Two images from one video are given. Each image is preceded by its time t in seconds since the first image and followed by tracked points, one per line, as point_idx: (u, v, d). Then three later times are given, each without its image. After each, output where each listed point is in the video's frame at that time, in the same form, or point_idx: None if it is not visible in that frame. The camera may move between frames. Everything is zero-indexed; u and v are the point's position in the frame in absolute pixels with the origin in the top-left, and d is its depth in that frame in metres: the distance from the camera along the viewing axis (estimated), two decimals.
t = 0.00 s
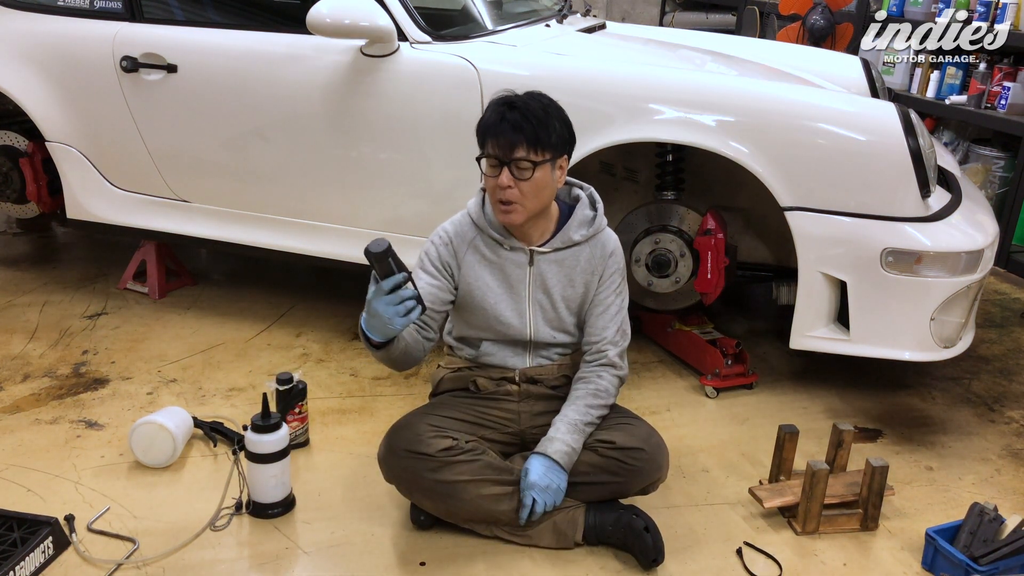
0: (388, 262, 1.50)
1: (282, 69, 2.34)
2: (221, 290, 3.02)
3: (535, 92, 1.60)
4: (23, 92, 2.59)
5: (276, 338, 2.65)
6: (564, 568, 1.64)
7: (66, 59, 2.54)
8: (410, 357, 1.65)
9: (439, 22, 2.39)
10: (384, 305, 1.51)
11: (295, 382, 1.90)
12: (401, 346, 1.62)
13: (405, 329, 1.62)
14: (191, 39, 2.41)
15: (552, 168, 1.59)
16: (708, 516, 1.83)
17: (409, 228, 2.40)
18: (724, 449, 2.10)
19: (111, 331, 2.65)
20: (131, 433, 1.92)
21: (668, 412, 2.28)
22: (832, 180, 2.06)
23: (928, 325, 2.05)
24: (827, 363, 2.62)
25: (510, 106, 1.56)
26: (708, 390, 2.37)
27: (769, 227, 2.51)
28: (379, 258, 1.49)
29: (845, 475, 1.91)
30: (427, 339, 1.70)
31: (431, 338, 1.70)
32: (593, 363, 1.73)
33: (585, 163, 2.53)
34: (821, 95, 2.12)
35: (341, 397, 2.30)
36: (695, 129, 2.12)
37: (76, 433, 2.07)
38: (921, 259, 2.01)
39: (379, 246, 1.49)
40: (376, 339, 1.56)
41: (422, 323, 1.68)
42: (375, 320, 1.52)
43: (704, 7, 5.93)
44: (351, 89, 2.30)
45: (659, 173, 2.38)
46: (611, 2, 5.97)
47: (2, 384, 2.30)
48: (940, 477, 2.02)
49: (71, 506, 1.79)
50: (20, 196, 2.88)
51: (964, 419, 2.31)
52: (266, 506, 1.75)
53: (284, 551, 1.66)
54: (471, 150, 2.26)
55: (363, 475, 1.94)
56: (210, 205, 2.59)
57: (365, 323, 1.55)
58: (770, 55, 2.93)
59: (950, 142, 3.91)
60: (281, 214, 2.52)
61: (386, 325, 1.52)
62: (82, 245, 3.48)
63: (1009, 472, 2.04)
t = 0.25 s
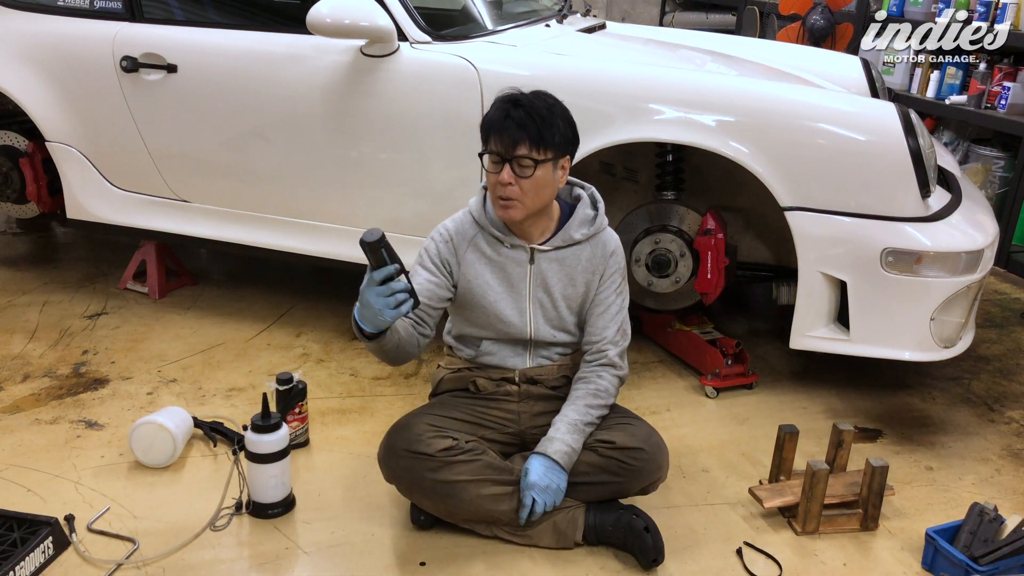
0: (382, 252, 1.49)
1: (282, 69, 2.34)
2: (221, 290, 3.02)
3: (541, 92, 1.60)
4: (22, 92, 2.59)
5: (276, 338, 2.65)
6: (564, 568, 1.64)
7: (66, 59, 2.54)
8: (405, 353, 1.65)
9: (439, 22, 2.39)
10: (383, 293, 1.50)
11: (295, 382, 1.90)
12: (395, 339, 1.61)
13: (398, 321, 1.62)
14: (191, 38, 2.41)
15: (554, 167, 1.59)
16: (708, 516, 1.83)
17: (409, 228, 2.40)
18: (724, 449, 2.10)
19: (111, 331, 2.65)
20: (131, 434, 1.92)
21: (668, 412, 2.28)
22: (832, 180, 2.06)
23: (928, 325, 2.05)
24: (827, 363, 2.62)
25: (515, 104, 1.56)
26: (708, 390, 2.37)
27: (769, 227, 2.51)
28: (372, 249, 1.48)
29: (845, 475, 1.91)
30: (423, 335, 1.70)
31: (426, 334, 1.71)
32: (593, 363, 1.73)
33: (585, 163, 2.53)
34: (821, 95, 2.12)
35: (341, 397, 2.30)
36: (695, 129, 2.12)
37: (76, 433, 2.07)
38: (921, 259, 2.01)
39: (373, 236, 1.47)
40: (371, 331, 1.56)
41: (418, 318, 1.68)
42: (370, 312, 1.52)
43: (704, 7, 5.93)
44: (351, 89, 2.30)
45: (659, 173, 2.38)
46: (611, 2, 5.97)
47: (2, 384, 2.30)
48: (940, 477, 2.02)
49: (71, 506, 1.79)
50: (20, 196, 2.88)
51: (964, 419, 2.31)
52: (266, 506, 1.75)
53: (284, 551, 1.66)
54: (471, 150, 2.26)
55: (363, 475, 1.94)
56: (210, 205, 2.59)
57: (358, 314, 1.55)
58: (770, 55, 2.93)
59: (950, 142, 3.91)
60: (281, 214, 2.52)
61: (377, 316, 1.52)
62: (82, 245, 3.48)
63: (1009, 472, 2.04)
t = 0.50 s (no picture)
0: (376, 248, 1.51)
1: (282, 69, 2.34)
2: (221, 290, 3.02)
3: (544, 90, 1.60)
4: (23, 92, 2.59)
5: (276, 338, 2.65)
6: (564, 568, 1.64)
7: (66, 59, 2.54)
8: (404, 351, 1.65)
9: (440, 22, 2.39)
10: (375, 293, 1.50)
11: (295, 382, 1.90)
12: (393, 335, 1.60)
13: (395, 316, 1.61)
14: (192, 39, 2.41)
15: (559, 166, 1.59)
16: (708, 516, 1.83)
17: (409, 228, 2.40)
18: (724, 449, 2.10)
19: (111, 331, 2.65)
20: (131, 433, 1.92)
21: (668, 412, 2.28)
22: (833, 180, 2.06)
23: (928, 325, 2.05)
24: (827, 363, 2.62)
25: (518, 103, 1.56)
26: (708, 390, 2.37)
27: (769, 227, 2.51)
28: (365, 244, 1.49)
29: (845, 475, 1.91)
30: (422, 333, 1.70)
31: (426, 333, 1.71)
32: (594, 363, 1.73)
33: (585, 163, 2.53)
34: (822, 95, 2.12)
35: (341, 397, 2.30)
36: (695, 130, 2.12)
37: (76, 433, 2.07)
38: (921, 259, 2.01)
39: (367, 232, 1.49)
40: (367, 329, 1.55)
41: (417, 316, 1.69)
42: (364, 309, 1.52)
43: (704, 7, 5.93)
44: (351, 89, 2.30)
45: (659, 173, 2.38)
46: (611, 2, 5.97)
47: (2, 384, 2.30)
48: (940, 477, 2.02)
49: (71, 506, 1.79)
50: (20, 196, 2.88)
51: (964, 419, 2.31)
52: (266, 506, 1.75)
53: (284, 551, 1.66)
54: (471, 150, 2.26)
55: (363, 475, 1.94)
56: (210, 205, 2.59)
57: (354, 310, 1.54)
58: (770, 55, 2.93)
59: (950, 142, 3.91)
60: (281, 214, 2.52)
61: (369, 315, 1.52)
62: (82, 245, 3.48)
63: (1009, 472, 2.04)
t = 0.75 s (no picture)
0: (370, 236, 1.47)
1: (282, 69, 2.34)
2: (221, 290, 3.02)
3: (552, 91, 1.61)
4: (22, 92, 2.59)
5: (276, 338, 2.65)
6: (565, 568, 1.64)
7: (66, 60, 2.54)
8: (411, 354, 1.63)
9: (440, 22, 2.39)
10: (379, 278, 1.45)
11: (295, 382, 1.91)
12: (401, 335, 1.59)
13: (404, 317, 1.59)
14: (192, 39, 2.41)
15: (562, 166, 1.59)
16: (708, 516, 1.83)
17: (409, 228, 2.40)
18: (724, 449, 2.10)
19: (111, 331, 2.65)
20: (131, 433, 1.92)
21: (668, 412, 2.28)
22: (833, 180, 2.06)
23: (928, 325, 2.05)
24: (827, 363, 2.62)
25: (526, 100, 1.56)
26: (708, 390, 2.37)
27: (769, 227, 2.50)
28: (357, 234, 1.46)
29: (845, 475, 1.91)
30: (428, 336, 1.69)
31: (432, 338, 1.70)
32: (594, 363, 1.73)
33: (585, 163, 2.53)
34: (821, 95, 2.11)
35: (341, 397, 2.30)
36: (695, 130, 2.12)
37: (76, 433, 2.07)
38: (921, 259, 2.01)
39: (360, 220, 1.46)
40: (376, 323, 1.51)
41: (422, 318, 1.68)
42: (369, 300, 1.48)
43: (704, 7, 5.92)
44: (351, 89, 2.30)
45: (659, 173, 2.38)
46: (611, 2, 5.97)
47: (1, 384, 2.30)
48: (940, 477, 2.02)
49: (71, 506, 1.79)
50: (20, 196, 2.88)
51: (964, 419, 2.31)
52: (266, 506, 1.75)
53: (284, 551, 1.66)
54: (471, 150, 2.26)
55: (363, 476, 1.94)
56: (210, 205, 2.59)
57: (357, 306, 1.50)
58: (770, 55, 2.93)
59: (950, 142, 3.91)
60: (281, 214, 2.52)
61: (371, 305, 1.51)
62: (82, 245, 3.48)
63: (1009, 472, 2.04)
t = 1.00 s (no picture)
0: (377, 228, 1.50)
1: (283, 69, 2.34)
2: (221, 290, 3.02)
3: (559, 94, 1.59)
4: (22, 92, 2.59)
5: (276, 338, 2.65)
6: (564, 568, 1.64)
7: (66, 59, 2.54)
8: (412, 354, 1.63)
9: (440, 22, 2.39)
10: (385, 267, 1.46)
11: (294, 382, 1.91)
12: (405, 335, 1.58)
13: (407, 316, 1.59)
14: (192, 38, 2.41)
15: (562, 173, 1.59)
16: (708, 516, 1.83)
17: (409, 228, 2.40)
18: (724, 449, 2.10)
19: (111, 331, 2.65)
20: (131, 433, 1.92)
21: (668, 412, 2.28)
22: (833, 180, 2.06)
23: (928, 325, 2.05)
24: (827, 363, 2.62)
25: (532, 104, 1.55)
26: (708, 390, 2.37)
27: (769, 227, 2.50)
28: (366, 227, 1.49)
29: (845, 475, 1.91)
30: (429, 336, 1.69)
31: (433, 338, 1.71)
32: (594, 363, 1.73)
33: (585, 163, 2.53)
34: (822, 95, 2.11)
35: (341, 397, 2.30)
36: (695, 130, 2.12)
37: (76, 433, 2.07)
38: (921, 259, 2.01)
39: (370, 213, 1.50)
40: (379, 319, 1.51)
41: (423, 318, 1.68)
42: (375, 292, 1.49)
43: (704, 7, 5.92)
44: (351, 89, 2.30)
45: (659, 173, 2.38)
46: (611, 2, 5.98)
47: (2, 384, 2.30)
48: (940, 477, 2.02)
49: (71, 506, 1.79)
50: (20, 196, 2.88)
51: (964, 419, 2.31)
52: (266, 506, 1.76)
53: (284, 551, 1.66)
54: (471, 150, 2.26)
55: (363, 476, 1.94)
56: (210, 205, 2.59)
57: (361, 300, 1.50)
58: (770, 55, 2.93)
59: (950, 142, 3.91)
60: (281, 214, 2.52)
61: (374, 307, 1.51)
62: (82, 245, 3.48)
63: (1008, 472, 2.04)
